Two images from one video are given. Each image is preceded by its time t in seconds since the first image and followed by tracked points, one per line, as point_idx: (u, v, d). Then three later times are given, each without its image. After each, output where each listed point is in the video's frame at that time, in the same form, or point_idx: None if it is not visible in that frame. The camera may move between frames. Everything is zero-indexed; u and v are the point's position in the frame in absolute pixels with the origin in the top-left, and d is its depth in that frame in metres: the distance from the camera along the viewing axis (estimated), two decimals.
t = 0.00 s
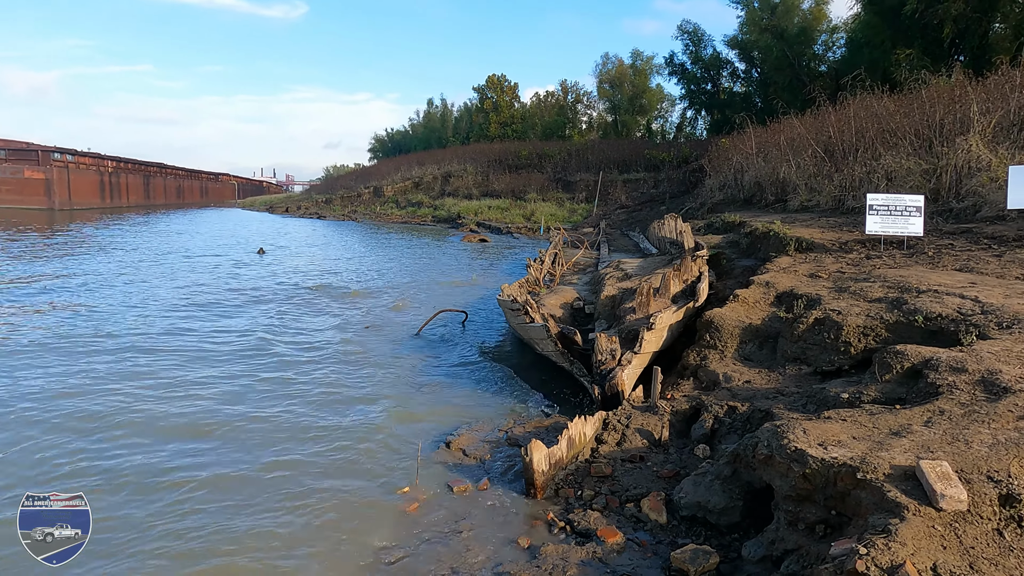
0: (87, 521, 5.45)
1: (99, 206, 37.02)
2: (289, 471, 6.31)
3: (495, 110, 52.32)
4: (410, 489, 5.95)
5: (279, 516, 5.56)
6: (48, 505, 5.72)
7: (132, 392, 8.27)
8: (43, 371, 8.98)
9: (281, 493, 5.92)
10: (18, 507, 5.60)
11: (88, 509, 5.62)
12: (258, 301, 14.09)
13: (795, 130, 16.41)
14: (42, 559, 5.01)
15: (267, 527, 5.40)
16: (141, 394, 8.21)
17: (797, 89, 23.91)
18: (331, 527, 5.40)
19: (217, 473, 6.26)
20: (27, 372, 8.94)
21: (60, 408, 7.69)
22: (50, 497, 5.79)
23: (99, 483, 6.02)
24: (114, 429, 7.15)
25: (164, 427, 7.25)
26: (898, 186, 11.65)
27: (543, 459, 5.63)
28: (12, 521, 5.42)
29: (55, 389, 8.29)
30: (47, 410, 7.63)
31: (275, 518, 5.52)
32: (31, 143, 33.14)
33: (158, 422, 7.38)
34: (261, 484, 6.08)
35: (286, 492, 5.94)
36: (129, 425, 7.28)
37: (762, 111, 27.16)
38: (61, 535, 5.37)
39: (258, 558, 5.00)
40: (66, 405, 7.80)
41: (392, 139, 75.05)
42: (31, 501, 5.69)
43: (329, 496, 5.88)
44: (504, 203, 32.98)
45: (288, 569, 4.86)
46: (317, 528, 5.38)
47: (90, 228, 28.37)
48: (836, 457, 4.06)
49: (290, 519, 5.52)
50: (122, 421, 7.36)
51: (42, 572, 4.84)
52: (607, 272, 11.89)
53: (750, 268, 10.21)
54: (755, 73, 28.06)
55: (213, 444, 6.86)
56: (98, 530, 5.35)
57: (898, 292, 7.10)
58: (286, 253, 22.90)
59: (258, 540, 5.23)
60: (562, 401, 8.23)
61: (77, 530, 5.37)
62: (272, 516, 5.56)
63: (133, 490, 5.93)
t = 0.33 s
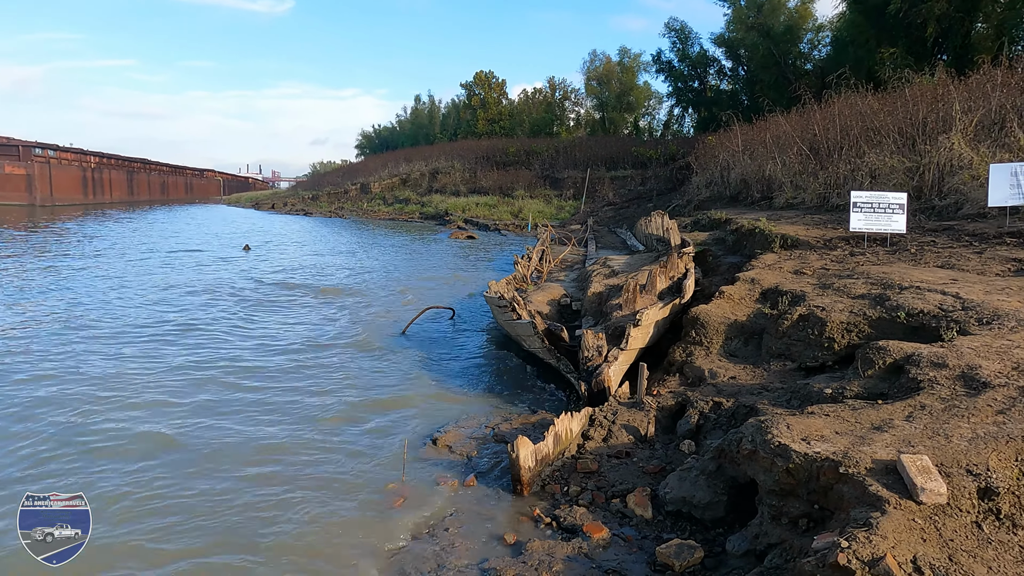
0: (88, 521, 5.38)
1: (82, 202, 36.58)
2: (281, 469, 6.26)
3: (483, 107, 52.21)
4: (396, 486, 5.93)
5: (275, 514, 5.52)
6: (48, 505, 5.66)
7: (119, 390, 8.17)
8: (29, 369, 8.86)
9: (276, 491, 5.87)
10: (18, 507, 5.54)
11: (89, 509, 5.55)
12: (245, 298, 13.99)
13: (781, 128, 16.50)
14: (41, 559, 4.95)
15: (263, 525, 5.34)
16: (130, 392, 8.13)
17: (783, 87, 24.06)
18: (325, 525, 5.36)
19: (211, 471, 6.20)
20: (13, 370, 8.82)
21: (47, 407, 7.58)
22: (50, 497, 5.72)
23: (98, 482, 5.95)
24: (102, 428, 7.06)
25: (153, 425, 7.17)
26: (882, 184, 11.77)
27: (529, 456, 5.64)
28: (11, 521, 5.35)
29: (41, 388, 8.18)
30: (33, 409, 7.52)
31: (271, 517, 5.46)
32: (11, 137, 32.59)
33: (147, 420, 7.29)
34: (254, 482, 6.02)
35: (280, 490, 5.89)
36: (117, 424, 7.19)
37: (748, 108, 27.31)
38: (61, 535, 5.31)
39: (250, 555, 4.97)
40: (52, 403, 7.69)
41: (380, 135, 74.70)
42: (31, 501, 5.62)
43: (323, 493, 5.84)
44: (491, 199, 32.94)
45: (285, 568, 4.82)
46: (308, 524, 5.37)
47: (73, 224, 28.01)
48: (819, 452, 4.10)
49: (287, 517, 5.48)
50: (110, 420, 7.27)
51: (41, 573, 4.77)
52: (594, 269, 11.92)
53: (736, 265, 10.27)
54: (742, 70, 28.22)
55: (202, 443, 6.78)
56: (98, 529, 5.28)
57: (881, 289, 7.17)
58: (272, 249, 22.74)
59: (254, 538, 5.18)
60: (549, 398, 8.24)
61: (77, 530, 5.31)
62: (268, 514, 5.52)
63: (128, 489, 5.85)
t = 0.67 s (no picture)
0: (88, 521, 5.39)
1: (73, 206, 36.42)
2: (277, 471, 6.26)
3: (476, 108, 52.20)
4: (389, 487, 5.91)
5: (272, 515, 5.51)
6: (48, 505, 5.66)
7: (114, 393, 8.15)
8: (23, 373, 8.83)
9: (274, 493, 5.85)
10: (18, 507, 5.54)
11: (88, 509, 5.55)
12: (239, 301, 13.95)
13: (772, 127, 16.56)
14: (41, 559, 4.94)
15: (259, 527, 5.34)
16: (125, 395, 8.11)
17: (774, 86, 24.16)
18: (320, 526, 5.36)
19: (207, 473, 6.20)
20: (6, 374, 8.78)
21: (40, 411, 7.56)
22: (50, 498, 5.73)
23: (96, 484, 5.95)
24: (97, 431, 7.04)
25: (148, 428, 7.15)
26: (872, 182, 11.84)
27: (522, 456, 5.64)
28: (10, 521, 5.35)
29: (35, 392, 8.14)
30: (27, 413, 7.50)
31: (268, 519, 5.45)
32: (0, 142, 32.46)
33: (141, 423, 7.28)
34: (251, 483, 6.02)
35: (277, 491, 5.88)
36: (112, 426, 7.17)
37: (740, 108, 27.43)
38: (61, 535, 5.31)
39: (246, 556, 4.97)
40: (46, 407, 7.67)
41: (372, 137, 74.58)
42: (31, 502, 5.63)
43: (318, 495, 5.83)
44: (484, 200, 32.94)
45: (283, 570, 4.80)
46: (303, 525, 5.38)
47: (64, 229, 27.86)
48: (811, 449, 4.12)
49: (284, 518, 5.47)
50: (104, 422, 7.25)
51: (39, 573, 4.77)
52: (587, 269, 11.93)
53: (728, 264, 10.30)
54: (733, 70, 28.32)
55: (197, 445, 6.77)
56: (98, 529, 5.29)
57: (872, 286, 7.21)
58: (266, 252, 22.68)
59: (252, 540, 5.18)
60: (543, 398, 8.25)
61: (77, 530, 5.31)
62: (266, 515, 5.51)
63: (126, 492, 5.84)
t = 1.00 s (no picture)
0: (89, 521, 5.27)
1: (63, 196, 36.10)
2: (274, 463, 6.21)
3: (470, 99, 51.99)
4: (382, 478, 5.91)
5: (271, 509, 5.46)
6: (48, 505, 5.51)
7: (108, 385, 8.05)
8: (14, 365, 8.71)
9: (273, 488, 5.78)
10: (18, 507, 5.40)
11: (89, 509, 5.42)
12: (232, 292, 13.86)
13: (767, 120, 16.56)
14: (41, 559, 4.84)
15: (254, 521, 5.30)
16: (118, 387, 8.02)
17: (769, 80, 24.16)
18: (316, 519, 5.32)
19: (206, 468, 6.11)
20: None
21: (32, 403, 7.45)
22: (50, 497, 5.59)
23: (93, 480, 5.84)
24: (92, 424, 6.95)
25: (144, 421, 7.06)
26: (866, 176, 11.87)
27: (515, 447, 5.65)
28: (9, 521, 5.22)
29: (27, 384, 8.04)
30: (19, 405, 7.38)
31: (268, 515, 5.38)
32: None
33: (136, 416, 7.19)
34: (249, 477, 5.96)
35: (275, 485, 5.83)
36: (106, 420, 7.08)
37: (735, 101, 27.44)
38: (62, 535, 5.19)
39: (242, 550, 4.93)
40: (39, 400, 7.56)
41: (366, 128, 74.22)
42: (30, 502, 5.49)
43: (314, 488, 5.80)
44: (479, 192, 32.85)
45: (284, 568, 4.71)
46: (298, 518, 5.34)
47: (54, 219, 27.59)
48: (802, 441, 4.14)
49: (283, 512, 5.42)
50: (97, 415, 7.16)
51: (37, 572, 4.68)
52: (581, 262, 11.93)
53: (722, 256, 10.32)
54: (728, 63, 28.29)
55: (192, 438, 6.71)
56: (99, 529, 5.17)
57: (864, 280, 7.24)
58: (259, 243, 22.54)
59: (249, 535, 5.11)
60: (536, 390, 8.26)
61: (78, 530, 5.19)
62: (265, 509, 5.46)
63: (123, 488, 5.73)
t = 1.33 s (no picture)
0: (89, 520, 5.20)
1: (56, 188, 35.87)
2: (269, 460, 6.19)
3: (467, 95, 51.87)
4: (375, 473, 5.92)
5: (268, 506, 5.43)
6: (48, 505, 5.43)
7: (101, 381, 7.98)
8: (7, 360, 8.64)
9: (269, 487, 5.72)
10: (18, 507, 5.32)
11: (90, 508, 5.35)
12: (226, 287, 13.80)
13: (762, 119, 16.58)
14: (42, 559, 4.78)
15: (252, 517, 5.28)
16: (112, 382, 7.96)
17: (765, 78, 24.20)
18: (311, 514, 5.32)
19: (204, 466, 6.05)
20: None
21: (26, 398, 7.38)
22: (51, 497, 5.50)
23: (86, 477, 5.77)
24: (87, 420, 6.89)
25: (139, 417, 7.01)
26: (860, 176, 11.92)
27: (508, 444, 5.66)
28: (9, 521, 5.15)
29: (20, 379, 7.97)
30: (12, 400, 7.32)
31: (265, 514, 5.32)
32: None
33: (131, 412, 7.13)
34: (246, 475, 5.91)
35: (272, 482, 5.80)
36: (100, 415, 7.02)
37: (731, 100, 27.47)
38: (62, 535, 5.12)
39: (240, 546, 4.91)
40: (31, 395, 7.47)
41: (362, 124, 74.01)
42: (31, 501, 5.40)
43: (309, 483, 5.79)
44: (474, 189, 32.80)
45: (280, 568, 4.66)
46: (294, 515, 5.32)
47: (47, 211, 27.39)
48: (793, 438, 4.16)
49: (279, 508, 5.40)
50: (92, 411, 7.11)
51: (34, 572, 4.62)
52: (576, 259, 11.95)
53: (716, 255, 10.34)
54: (725, 62, 28.28)
55: (188, 434, 6.67)
56: (100, 529, 5.10)
57: (857, 279, 7.27)
58: (253, 238, 22.45)
59: (247, 531, 5.09)
60: (530, 387, 8.27)
61: (77, 530, 5.12)
62: (262, 506, 5.43)
63: (120, 486, 5.67)
